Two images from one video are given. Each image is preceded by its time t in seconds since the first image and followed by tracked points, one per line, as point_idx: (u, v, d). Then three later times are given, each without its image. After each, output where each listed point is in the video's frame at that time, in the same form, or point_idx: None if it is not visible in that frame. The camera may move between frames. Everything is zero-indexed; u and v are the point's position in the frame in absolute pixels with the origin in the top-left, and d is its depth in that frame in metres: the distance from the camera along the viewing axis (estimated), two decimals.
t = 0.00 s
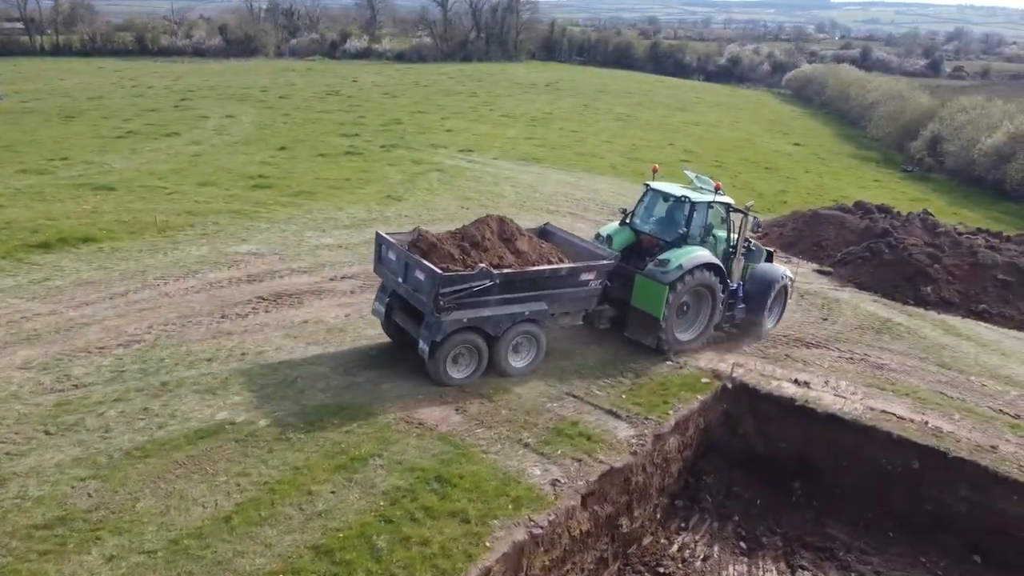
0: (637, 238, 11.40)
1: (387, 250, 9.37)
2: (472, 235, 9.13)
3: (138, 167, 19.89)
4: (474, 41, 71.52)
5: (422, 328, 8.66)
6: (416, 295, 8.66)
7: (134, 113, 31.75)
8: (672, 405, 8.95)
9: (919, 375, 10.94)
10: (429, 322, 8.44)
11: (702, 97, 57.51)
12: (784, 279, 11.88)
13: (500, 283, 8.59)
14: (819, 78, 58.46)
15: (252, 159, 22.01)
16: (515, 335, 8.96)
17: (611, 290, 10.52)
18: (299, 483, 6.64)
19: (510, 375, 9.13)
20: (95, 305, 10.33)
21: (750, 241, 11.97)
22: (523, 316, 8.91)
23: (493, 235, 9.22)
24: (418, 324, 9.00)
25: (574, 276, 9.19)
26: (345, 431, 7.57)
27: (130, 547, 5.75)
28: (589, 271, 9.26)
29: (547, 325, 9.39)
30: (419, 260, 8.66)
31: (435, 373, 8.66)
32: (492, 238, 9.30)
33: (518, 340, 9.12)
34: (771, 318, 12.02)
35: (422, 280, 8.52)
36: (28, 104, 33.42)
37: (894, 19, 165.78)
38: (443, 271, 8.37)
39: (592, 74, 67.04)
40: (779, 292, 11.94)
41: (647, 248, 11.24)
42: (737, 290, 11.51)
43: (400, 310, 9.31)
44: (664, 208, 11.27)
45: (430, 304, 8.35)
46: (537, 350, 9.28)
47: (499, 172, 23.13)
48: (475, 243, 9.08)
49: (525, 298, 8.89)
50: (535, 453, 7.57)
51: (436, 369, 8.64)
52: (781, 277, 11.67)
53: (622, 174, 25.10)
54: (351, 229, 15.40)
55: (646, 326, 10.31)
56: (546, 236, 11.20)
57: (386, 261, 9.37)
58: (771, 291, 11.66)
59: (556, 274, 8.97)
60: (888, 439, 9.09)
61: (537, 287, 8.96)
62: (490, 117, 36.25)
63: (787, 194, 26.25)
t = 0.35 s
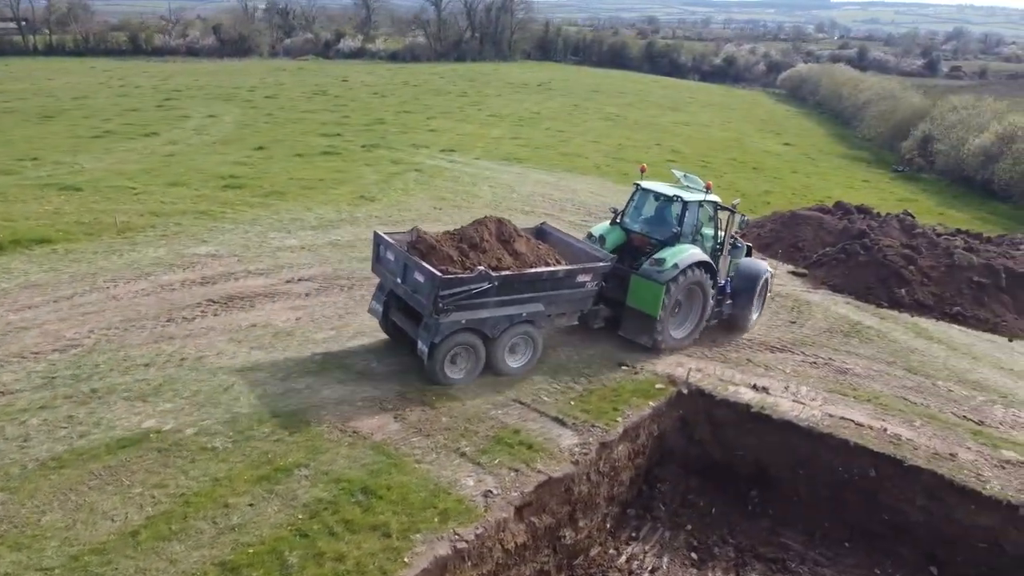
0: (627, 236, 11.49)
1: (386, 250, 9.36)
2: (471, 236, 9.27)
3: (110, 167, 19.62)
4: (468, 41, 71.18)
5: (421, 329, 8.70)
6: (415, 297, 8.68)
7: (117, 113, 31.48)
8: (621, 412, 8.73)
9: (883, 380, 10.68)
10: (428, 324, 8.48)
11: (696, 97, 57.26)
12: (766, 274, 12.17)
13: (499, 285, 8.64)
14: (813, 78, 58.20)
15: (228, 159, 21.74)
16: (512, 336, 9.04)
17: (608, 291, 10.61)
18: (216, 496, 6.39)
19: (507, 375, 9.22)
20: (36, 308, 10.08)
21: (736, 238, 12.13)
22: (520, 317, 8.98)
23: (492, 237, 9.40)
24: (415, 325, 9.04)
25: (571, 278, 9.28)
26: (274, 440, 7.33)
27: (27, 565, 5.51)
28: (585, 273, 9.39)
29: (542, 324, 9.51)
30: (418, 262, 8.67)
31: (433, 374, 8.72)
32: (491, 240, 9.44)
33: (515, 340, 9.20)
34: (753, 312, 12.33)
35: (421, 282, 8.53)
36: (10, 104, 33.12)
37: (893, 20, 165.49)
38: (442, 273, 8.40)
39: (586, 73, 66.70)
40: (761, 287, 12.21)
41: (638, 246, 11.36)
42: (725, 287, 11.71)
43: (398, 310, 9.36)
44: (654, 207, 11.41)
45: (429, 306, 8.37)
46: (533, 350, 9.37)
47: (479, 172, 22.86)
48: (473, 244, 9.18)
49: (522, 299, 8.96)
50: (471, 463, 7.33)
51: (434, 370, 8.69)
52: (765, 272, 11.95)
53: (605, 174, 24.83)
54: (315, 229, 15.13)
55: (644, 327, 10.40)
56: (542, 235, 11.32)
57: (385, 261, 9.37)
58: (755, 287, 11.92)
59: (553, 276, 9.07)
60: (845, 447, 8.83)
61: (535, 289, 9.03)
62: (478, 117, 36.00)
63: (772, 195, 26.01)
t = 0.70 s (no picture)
0: (617, 241, 11.45)
1: (382, 253, 9.26)
2: (468, 240, 9.15)
3: (79, 169, 19.29)
4: (462, 41, 70.84)
5: (418, 332, 8.69)
6: (412, 300, 8.65)
7: (97, 113, 31.14)
8: (569, 426, 8.45)
9: (847, 389, 10.36)
10: (427, 327, 8.46)
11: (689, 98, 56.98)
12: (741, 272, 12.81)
13: (497, 289, 8.64)
14: (808, 78, 57.97)
15: (202, 161, 21.41)
16: (510, 338, 9.07)
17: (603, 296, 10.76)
18: (124, 519, 6.09)
19: (503, 377, 9.28)
20: None
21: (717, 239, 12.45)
22: (517, 320, 8.99)
23: (490, 241, 9.26)
24: (413, 328, 9.01)
25: (567, 282, 9.27)
26: (197, 456, 7.02)
27: None
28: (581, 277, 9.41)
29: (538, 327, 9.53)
30: (415, 265, 8.60)
31: (430, 376, 8.73)
32: (488, 244, 9.31)
33: (511, 343, 9.22)
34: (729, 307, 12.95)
35: (419, 285, 8.48)
36: None
37: (891, 20, 165.12)
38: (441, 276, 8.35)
39: (580, 73, 66.35)
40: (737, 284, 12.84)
41: (628, 251, 11.33)
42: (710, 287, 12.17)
43: (394, 313, 9.31)
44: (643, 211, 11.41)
45: (428, 310, 8.35)
46: (529, 353, 9.40)
47: (457, 174, 22.55)
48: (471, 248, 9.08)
49: (519, 302, 8.95)
50: (402, 481, 7.02)
51: (433, 373, 8.71)
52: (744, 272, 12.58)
53: (586, 175, 24.53)
54: (278, 233, 14.81)
55: (641, 331, 10.53)
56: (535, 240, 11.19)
57: (381, 264, 9.27)
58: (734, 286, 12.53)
59: (550, 280, 9.06)
60: (801, 461, 8.55)
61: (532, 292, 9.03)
62: (465, 118, 35.70)
63: (757, 197, 25.75)
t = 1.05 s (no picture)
0: (607, 243, 11.47)
1: (379, 259, 9.24)
2: (466, 244, 9.08)
3: (48, 172, 18.95)
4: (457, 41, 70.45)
5: (418, 337, 8.60)
6: (411, 305, 8.59)
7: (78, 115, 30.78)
8: (517, 441, 8.12)
9: (815, 401, 10.02)
10: (426, 332, 8.38)
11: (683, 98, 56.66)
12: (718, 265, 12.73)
13: (495, 292, 8.59)
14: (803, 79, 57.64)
15: (176, 163, 21.07)
16: (509, 342, 9.01)
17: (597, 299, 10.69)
18: (27, 546, 5.78)
19: (501, 382, 9.23)
20: None
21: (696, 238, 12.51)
22: (515, 324, 8.96)
23: (487, 245, 9.21)
24: (411, 334, 8.95)
25: (563, 286, 9.27)
26: (117, 476, 6.71)
27: None
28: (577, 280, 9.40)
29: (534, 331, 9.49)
30: (414, 270, 8.55)
31: (431, 382, 8.67)
32: (486, 248, 9.27)
33: (509, 347, 9.18)
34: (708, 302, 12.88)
35: (418, 290, 8.43)
36: None
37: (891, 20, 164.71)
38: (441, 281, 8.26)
39: (574, 74, 65.99)
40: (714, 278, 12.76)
41: (619, 252, 11.40)
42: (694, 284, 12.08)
43: (392, 319, 9.25)
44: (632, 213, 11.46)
45: (428, 315, 8.27)
46: (526, 357, 9.36)
47: (437, 176, 22.21)
48: (468, 253, 9.02)
49: (516, 306, 8.91)
50: (332, 502, 6.69)
51: (432, 379, 8.63)
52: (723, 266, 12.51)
53: (569, 177, 24.19)
54: (242, 237, 14.46)
55: (637, 333, 10.50)
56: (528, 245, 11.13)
57: (378, 269, 9.25)
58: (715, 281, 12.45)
59: (547, 284, 9.05)
60: (760, 478, 8.18)
61: (530, 296, 9.00)
62: (453, 119, 35.35)
63: (742, 198, 25.43)
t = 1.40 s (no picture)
0: (593, 241, 11.12)
1: (375, 263, 9.00)
2: (463, 247, 8.95)
3: (19, 173, 18.61)
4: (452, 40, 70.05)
5: (420, 342, 8.49)
6: (412, 311, 8.44)
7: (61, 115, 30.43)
8: (467, 455, 7.81)
9: (786, 411, 9.71)
10: (429, 338, 8.27)
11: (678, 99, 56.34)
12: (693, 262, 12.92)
13: (497, 296, 8.47)
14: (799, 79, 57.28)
15: (153, 164, 20.75)
16: (508, 343, 8.94)
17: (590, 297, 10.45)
18: None
19: (501, 383, 9.19)
20: None
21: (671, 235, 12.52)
22: (515, 326, 8.87)
23: (485, 248, 9.13)
24: (411, 339, 8.82)
25: (561, 287, 9.18)
26: (37, 494, 6.40)
27: None
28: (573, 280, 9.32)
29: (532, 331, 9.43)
30: (414, 276, 8.37)
31: (433, 387, 8.59)
32: (484, 252, 9.18)
33: (508, 348, 9.12)
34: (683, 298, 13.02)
35: (420, 296, 8.27)
36: None
37: (891, 20, 164.20)
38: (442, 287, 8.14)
39: (569, 74, 65.61)
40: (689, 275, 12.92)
41: (604, 251, 11.03)
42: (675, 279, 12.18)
43: (390, 323, 9.10)
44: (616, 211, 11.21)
45: (430, 321, 8.14)
46: (524, 358, 9.33)
47: (418, 178, 21.89)
48: (467, 256, 8.90)
49: (514, 309, 8.82)
50: (264, 522, 6.39)
51: (434, 384, 8.55)
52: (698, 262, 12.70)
53: (554, 179, 23.89)
54: (209, 240, 14.13)
55: (632, 329, 10.40)
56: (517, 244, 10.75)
57: (374, 274, 9.02)
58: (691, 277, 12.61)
59: (547, 285, 8.96)
60: (721, 494, 7.86)
61: (529, 299, 8.91)
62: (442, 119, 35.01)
63: (730, 200, 25.12)
